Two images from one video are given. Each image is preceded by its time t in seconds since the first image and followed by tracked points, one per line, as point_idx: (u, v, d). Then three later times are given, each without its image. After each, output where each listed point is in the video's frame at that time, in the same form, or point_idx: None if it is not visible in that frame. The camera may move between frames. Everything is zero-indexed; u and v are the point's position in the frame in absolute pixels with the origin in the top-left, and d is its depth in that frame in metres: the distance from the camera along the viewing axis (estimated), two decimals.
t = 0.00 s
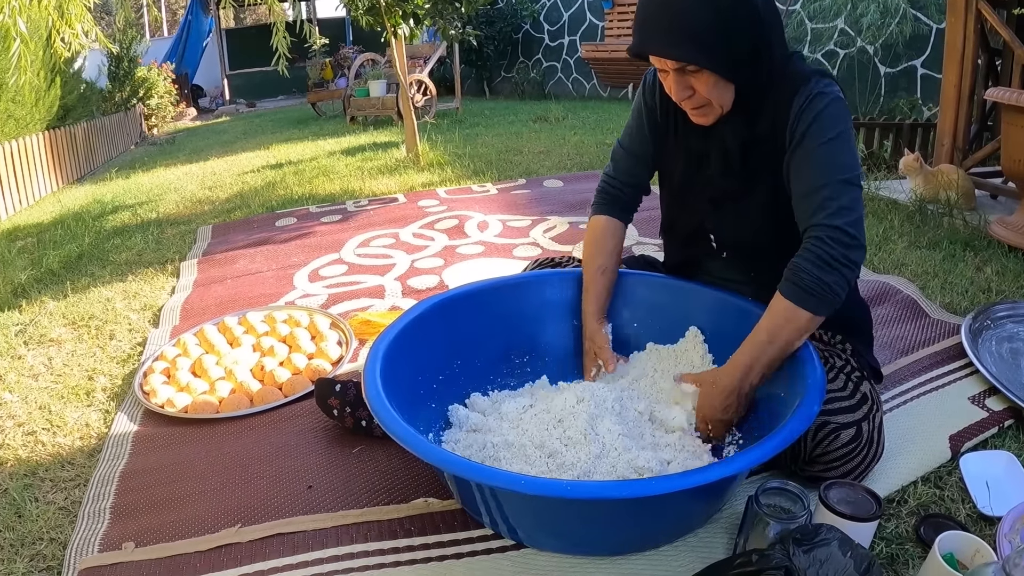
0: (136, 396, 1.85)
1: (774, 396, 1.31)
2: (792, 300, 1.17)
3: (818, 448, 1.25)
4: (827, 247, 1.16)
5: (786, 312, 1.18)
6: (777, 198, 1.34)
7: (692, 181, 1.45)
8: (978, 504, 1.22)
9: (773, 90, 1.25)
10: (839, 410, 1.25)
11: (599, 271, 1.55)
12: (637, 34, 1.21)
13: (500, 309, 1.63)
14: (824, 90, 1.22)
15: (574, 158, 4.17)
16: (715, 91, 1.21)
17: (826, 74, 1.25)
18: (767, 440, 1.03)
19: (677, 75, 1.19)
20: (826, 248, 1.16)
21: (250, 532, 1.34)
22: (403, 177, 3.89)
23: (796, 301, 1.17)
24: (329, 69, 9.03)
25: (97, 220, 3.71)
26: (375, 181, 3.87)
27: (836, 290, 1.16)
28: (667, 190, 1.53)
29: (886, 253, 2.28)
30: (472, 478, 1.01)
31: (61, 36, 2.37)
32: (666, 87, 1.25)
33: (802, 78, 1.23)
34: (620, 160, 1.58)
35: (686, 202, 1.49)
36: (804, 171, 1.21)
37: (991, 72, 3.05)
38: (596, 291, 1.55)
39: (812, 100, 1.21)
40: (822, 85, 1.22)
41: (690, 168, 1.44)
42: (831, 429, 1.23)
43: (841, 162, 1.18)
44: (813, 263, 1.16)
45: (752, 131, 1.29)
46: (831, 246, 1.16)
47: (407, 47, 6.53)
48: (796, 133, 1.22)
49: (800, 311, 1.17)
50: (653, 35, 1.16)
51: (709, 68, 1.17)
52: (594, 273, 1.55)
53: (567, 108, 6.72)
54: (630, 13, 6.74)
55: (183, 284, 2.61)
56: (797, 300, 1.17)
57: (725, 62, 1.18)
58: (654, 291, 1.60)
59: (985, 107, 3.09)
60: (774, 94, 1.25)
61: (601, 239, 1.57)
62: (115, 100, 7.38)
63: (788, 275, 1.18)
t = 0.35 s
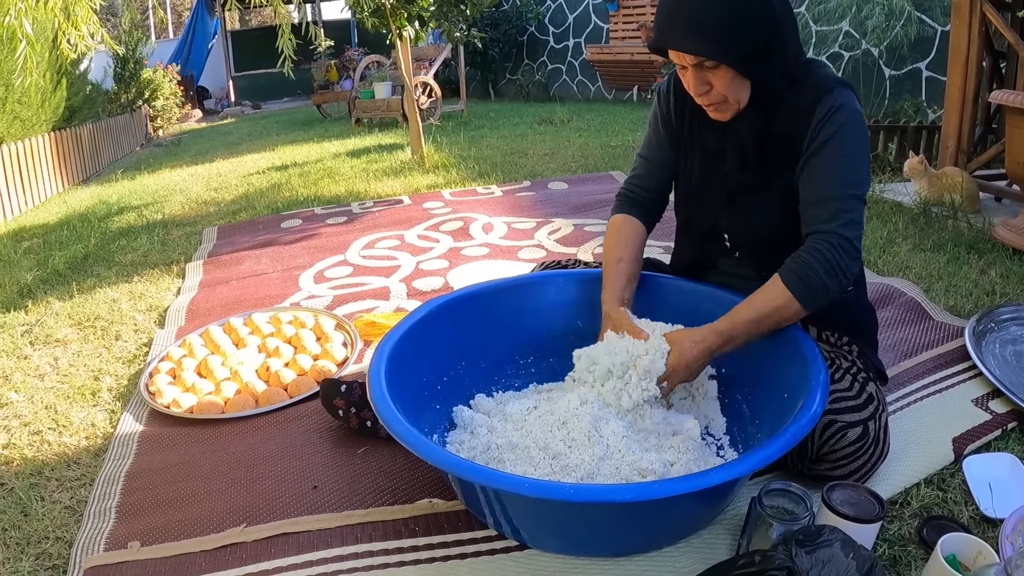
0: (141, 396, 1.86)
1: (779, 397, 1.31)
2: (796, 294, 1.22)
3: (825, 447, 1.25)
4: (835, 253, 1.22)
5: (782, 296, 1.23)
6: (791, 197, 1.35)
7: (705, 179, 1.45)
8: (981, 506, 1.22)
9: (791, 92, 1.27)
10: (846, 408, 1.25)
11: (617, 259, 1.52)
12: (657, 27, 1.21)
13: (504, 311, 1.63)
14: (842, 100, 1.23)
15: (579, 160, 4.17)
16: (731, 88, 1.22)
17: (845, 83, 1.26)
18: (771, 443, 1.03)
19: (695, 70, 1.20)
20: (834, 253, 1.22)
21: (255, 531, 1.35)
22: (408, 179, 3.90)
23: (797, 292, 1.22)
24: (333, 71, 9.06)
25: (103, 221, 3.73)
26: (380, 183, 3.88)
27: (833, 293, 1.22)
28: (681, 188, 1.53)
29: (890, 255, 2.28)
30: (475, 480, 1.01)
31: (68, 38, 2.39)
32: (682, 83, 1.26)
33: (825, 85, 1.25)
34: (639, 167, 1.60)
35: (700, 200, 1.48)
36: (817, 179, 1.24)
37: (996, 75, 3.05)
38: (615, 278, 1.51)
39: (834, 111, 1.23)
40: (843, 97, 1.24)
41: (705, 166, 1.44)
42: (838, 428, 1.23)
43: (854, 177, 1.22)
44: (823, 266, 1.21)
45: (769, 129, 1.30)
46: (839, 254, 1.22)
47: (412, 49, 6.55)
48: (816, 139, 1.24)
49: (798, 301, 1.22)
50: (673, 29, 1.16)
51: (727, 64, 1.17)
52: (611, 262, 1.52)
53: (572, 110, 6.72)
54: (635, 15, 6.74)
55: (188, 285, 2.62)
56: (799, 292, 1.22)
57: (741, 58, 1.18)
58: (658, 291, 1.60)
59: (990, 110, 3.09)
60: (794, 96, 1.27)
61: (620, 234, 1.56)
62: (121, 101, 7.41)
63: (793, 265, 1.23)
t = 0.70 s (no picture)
0: (144, 388, 1.87)
1: (779, 389, 1.31)
2: (773, 269, 1.17)
3: (825, 439, 1.26)
4: (816, 233, 1.18)
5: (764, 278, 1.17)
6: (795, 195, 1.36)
7: (709, 178, 1.45)
8: (982, 500, 1.22)
9: (794, 88, 1.27)
10: (846, 400, 1.25)
11: (599, 239, 1.46)
12: (660, 27, 1.20)
13: (504, 303, 1.63)
14: (844, 96, 1.24)
15: (581, 156, 4.17)
16: (736, 84, 1.21)
17: (848, 79, 1.27)
18: (770, 433, 1.03)
19: (698, 68, 1.18)
20: (815, 234, 1.19)
21: (256, 521, 1.36)
22: (410, 175, 3.90)
23: (774, 269, 1.17)
24: (337, 68, 9.07)
25: (106, 216, 3.73)
26: (383, 179, 3.89)
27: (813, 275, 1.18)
28: (684, 187, 1.53)
29: (893, 251, 2.28)
30: (474, 468, 1.01)
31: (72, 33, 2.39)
32: (686, 80, 1.25)
33: (827, 82, 1.25)
34: (632, 150, 1.57)
35: (704, 198, 1.48)
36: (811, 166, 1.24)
37: (999, 72, 3.04)
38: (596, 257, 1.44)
39: (833, 105, 1.23)
40: (844, 92, 1.24)
41: (710, 165, 1.44)
42: (838, 420, 1.23)
43: (846, 164, 1.22)
44: (801, 242, 1.17)
45: (773, 124, 1.31)
46: (820, 233, 1.18)
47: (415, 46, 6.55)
48: (812, 129, 1.24)
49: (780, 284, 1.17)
50: (677, 27, 1.15)
51: (730, 61, 1.16)
52: (592, 240, 1.45)
53: (575, 107, 6.72)
54: (639, 13, 6.73)
55: (190, 279, 2.63)
56: (778, 272, 1.17)
57: (745, 56, 1.17)
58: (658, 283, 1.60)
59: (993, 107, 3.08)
60: (797, 92, 1.27)
61: (601, 214, 1.50)
62: (124, 98, 7.42)
63: (772, 243, 1.19)
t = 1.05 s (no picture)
0: (145, 385, 1.87)
1: (777, 386, 1.31)
2: (801, 287, 1.13)
3: (820, 436, 1.26)
4: (831, 234, 1.15)
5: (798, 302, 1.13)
6: (784, 195, 1.35)
7: (699, 180, 1.45)
8: (981, 495, 1.22)
9: (780, 87, 1.26)
10: (842, 398, 1.25)
11: (576, 258, 1.54)
12: (647, 28, 1.20)
13: (505, 299, 1.64)
14: (832, 87, 1.23)
15: (582, 156, 4.18)
16: (723, 87, 1.21)
17: (835, 70, 1.26)
18: (770, 428, 1.04)
19: (686, 70, 1.19)
20: (829, 236, 1.15)
21: (256, 516, 1.36)
22: (411, 175, 3.91)
23: (802, 286, 1.13)
24: (337, 69, 9.09)
25: (108, 216, 3.74)
26: (384, 178, 3.89)
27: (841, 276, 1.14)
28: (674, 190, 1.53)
29: (892, 250, 2.29)
30: (475, 461, 1.02)
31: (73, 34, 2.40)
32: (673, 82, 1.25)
33: (812, 76, 1.24)
34: (612, 149, 1.58)
35: (694, 199, 1.49)
36: (808, 162, 1.21)
37: (998, 71, 3.05)
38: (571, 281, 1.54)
39: (820, 96, 1.22)
40: (830, 83, 1.23)
41: (698, 168, 1.44)
42: (833, 418, 1.24)
43: (841, 156, 1.19)
44: (818, 250, 1.14)
45: (760, 129, 1.30)
46: (835, 234, 1.15)
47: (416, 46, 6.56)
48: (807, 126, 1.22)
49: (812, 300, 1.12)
50: (664, 29, 1.15)
51: (718, 64, 1.16)
52: (571, 263, 1.54)
53: (575, 108, 6.74)
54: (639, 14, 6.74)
55: (191, 278, 2.63)
56: (803, 287, 1.13)
57: (734, 58, 1.17)
58: (658, 281, 1.61)
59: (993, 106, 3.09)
60: (782, 91, 1.25)
61: (583, 230, 1.55)
62: (125, 99, 7.44)
63: (791, 265, 1.16)
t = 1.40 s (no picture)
0: (140, 390, 1.88)
1: (767, 390, 1.31)
2: (781, 287, 1.22)
3: (811, 441, 1.26)
4: (814, 237, 1.20)
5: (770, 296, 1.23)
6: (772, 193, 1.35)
7: (687, 178, 1.46)
8: (971, 502, 1.22)
9: (765, 82, 1.27)
10: (832, 403, 1.25)
11: (626, 270, 1.53)
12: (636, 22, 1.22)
13: (498, 305, 1.64)
14: (815, 81, 1.25)
15: (579, 159, 4.18)
16: (710, 82, 1.22)
17: (818, 65, 1.28)
18: (755, 431, 1.03)
19: (673, 64, 1.20)
20: (812, 237, 1.21)
21: (249, 521, 1.36)
22: (408, 178, 3.91)
23: (779, 283, 1.22)
24: (336, 71, 9.11)
25: (106, 219, 3.75)
26: (381, 182, 3.90)
27: (820, 277, 1.21)
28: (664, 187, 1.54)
29: (887, 253, 2.28)
30: (460, 468, 1.02)
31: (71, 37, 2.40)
32: (661, 79, 1.26)
33: (796, 72, 1.26)
34: (621, 170, 1.59)
35: (682, 196, 1.49)
36: (796, 161, 1.24)
37: (994, 74, 3.05)
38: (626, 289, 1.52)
39: (805, 92, 1.24)
40: (815, 78, 1.25)
41: (685, 167, 1.44)
42: (824, 423, 1.24)
43: (830, 154, 1.22)
44: (800, 251, 1.20)
45: (747, 122, 1.30)
46: (818, 237, 1.20)
47: (414, 49, 6.56)
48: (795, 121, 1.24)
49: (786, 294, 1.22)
50: (652, 21, 1.17)
51: (704, 57, 1.18)
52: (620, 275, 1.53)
53: (574, 110, 6.74)
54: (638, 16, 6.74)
55: (188, 281, 2.64)
56: (781, 284, 1.21)
57: (720, 53, 1.18)
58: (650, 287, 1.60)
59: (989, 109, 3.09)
60: (767, 86, 1.27)
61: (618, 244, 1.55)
62: (124, 101, 7.45)
63: (775, 260, 1.23)
